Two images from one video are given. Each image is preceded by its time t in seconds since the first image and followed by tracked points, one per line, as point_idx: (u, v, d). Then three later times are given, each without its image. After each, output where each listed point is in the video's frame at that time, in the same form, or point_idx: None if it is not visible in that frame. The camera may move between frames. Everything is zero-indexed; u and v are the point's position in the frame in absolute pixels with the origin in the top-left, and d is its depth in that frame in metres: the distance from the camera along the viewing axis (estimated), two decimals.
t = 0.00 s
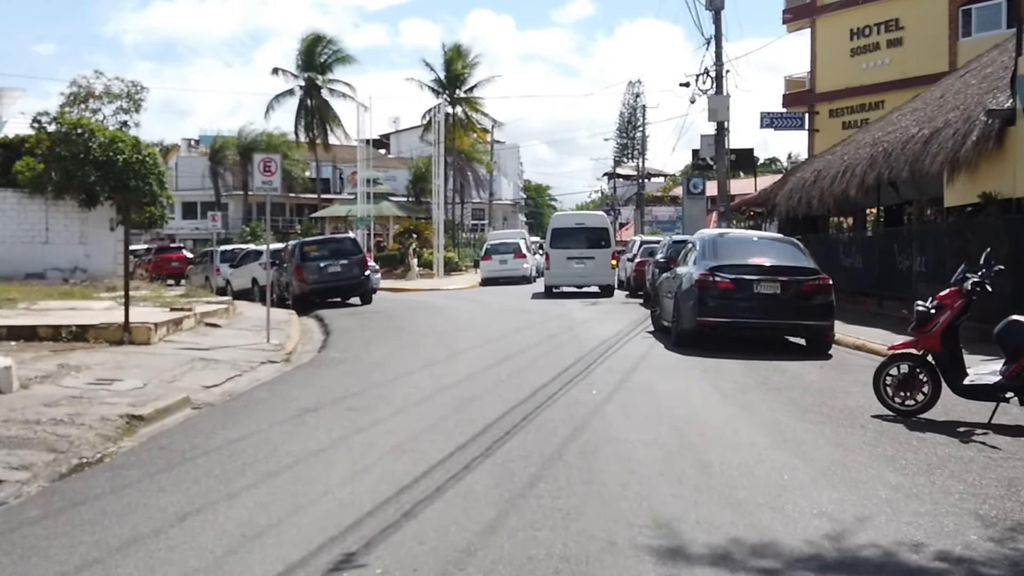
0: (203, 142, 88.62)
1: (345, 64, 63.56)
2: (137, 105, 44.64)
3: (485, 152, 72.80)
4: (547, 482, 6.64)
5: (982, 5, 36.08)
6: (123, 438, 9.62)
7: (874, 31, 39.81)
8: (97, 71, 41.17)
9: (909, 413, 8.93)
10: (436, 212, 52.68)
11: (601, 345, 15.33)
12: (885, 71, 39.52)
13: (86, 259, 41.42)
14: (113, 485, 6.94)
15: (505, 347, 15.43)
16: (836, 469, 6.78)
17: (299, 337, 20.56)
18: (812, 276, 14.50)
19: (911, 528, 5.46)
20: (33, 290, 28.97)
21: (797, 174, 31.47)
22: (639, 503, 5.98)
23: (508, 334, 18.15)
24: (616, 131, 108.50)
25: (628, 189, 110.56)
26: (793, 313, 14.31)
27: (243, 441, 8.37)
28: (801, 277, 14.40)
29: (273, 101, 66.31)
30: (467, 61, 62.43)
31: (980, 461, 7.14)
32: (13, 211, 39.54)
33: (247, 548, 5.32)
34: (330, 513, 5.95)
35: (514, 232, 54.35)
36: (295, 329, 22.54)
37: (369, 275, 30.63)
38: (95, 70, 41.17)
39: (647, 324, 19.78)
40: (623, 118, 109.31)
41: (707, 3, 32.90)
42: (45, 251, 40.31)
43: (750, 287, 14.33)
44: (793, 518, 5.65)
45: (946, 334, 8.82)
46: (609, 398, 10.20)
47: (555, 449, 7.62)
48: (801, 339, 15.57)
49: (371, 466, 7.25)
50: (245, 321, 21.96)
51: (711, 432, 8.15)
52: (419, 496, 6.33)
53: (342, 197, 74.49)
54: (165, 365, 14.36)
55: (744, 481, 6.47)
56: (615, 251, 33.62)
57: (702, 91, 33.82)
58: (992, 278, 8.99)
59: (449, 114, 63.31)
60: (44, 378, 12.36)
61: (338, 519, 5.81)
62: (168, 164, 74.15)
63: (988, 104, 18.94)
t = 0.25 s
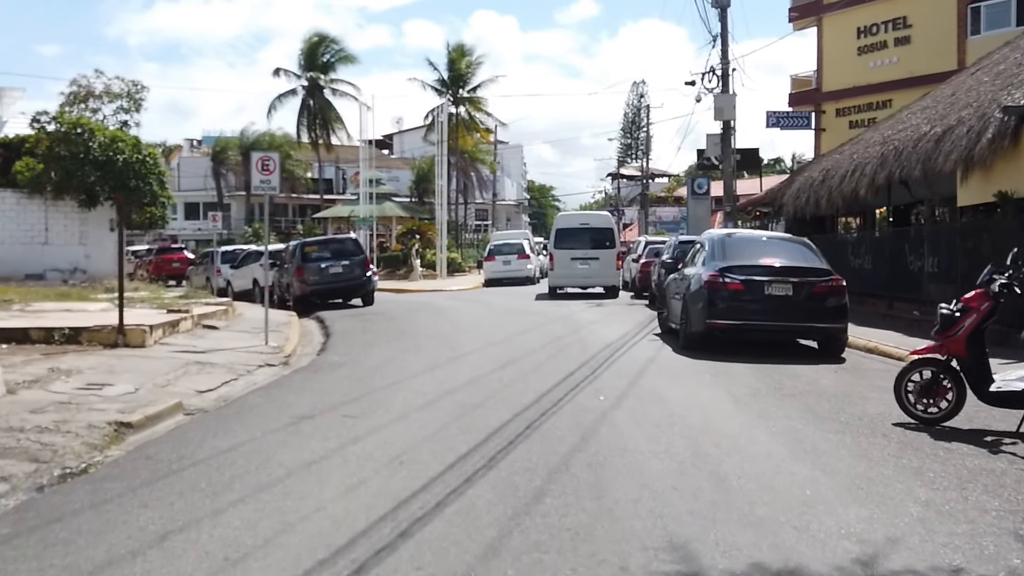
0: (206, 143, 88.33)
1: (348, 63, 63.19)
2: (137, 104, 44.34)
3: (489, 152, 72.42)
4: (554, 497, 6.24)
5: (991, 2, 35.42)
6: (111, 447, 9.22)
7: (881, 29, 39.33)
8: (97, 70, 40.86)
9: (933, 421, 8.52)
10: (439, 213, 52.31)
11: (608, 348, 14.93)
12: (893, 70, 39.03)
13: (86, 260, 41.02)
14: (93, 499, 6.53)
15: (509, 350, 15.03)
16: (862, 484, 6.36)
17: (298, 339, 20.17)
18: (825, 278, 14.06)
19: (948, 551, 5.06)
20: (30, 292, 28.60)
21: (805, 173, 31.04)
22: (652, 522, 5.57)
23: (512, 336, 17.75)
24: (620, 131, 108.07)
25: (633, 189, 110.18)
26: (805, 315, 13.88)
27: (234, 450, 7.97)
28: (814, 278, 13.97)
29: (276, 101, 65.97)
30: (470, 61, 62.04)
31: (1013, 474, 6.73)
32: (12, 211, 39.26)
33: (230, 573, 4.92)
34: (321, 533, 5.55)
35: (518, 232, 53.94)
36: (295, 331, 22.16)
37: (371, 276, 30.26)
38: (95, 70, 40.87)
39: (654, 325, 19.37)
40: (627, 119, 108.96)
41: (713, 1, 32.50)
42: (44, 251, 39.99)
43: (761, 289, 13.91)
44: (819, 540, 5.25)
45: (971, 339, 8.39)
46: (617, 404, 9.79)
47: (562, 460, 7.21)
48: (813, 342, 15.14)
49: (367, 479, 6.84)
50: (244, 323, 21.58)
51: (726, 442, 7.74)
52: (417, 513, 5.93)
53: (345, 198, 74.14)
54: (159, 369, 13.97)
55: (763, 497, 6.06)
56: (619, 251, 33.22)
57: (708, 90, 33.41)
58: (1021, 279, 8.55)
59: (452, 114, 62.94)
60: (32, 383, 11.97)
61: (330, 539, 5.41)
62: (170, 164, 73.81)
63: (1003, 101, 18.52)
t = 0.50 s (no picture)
0: (209, 143, 88.03)
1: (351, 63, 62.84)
2: (138, 104, 44.03)
3: (493, 153, 72.06)
4: (563, 517, 5.85)
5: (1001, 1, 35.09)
6: (99, 457, 8.84)
7: (889, 28, 38.92)
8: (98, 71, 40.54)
9: (958, 432, 8.12)
10: (443, 213, 51.93)
11: (614, 353, 14.55)
12: (900, 69, 38.63)
13: (87, 262, 40.68)
14: (73, 518, 6.15)
15: (514, 354, 14.66)
16: (891, 504, 5.97)
17: (299, 342, 19.80)
18: (839, 280, 13.66)
19: None
20: (28, 293, 28.25)
21: (812, 174, 30.65)
22: (669, 547, 5.18)
23: (517, 339, 17.37)
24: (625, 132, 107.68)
25: (637, 190, 109.85)
26: (818, 319, 13.48)
27: (225, 463, 7.59)
28: (827, 281, 13.57)
29: (279, 101, 65.65)
30: (474, 61, 61.69)
31: None
32: (12, 212, 38.92)
33: None
34: (314, 557, 5.18)
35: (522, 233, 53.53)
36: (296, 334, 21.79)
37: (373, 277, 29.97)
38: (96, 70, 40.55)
39: (661, 328, 18.97)
40: (632, 119, 108.65)
41: None
42: (44, 253, 39.66)
43: (773, 292, 13.51)
44: (851, 568, 4.86)
45: (1000, 346, 7.96)
46: (626, 413, 9.40)
47: (571, 474, 6.83)
48: (825, 346, 14.75)
49: (365, 496, 6.46)
50: (244, 326, 21.21)
51: (742, 455, 7.35)
52: (417, 535, 5.55)
53: (348, 198, 73.82)
54: (154, 374, 13.60)
55: (787, 518, 5.68)
56: (625, 252, 32.82)
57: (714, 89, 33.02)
58: None
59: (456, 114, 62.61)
60: (22, 389, 11.60)
61: (323, 566, 5.04)
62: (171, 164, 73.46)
63: (1018, 99, 18.14)
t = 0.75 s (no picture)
0: (211, 144, 87.72)
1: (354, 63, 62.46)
2: (138, 103, 43.74)
3: (496, 153, 71.69)
4: (572, 534, 5.47)
5: None
6: (86, 465, 8.45)
7: (896, 26, 38.49)
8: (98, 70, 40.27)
9: (985, 442, 7.73)
10: (445, 214, 51.54)
11: (621, 356, 14.16)
12: (908, 68, 38.21)
13: (86, 263, 40.33)
14: (49, 535, 5.77)
15: (518, 358, 14.27)
16: (922, 521, 5.58)
17: (298, 344, 19.42)
18: (852, 281, 13.27)
19: None
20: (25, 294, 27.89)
21: (820, 173, 30.25)
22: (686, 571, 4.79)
23: (521, 342, 16.98)
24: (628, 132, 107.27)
25: (641, 191, 109.53)
26: (831, 321, 13.08)
27: (214, 475, 7.19)
28: (840, 282, 13.18)
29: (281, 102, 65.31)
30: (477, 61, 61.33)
31: None
32: (11, 212, 38.61)
33: None
34: None
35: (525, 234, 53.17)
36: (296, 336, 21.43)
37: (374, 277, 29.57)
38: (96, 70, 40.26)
39: (667, 331, 18.56)
40: (635, 120, 108.33)
41: None
42: (43, 253, 39.29)
43: (785, 293, 13.12)
44: None
45: None
46: (635, 419, 9.02)
47: (579, 487, 6.44)
48: (837, 349, 14.35)
49: (360, 511, 6.08)
50: (243, 328, 20.85)
51: (760, 466, 6.96)
52: (414, 555, 5.17)
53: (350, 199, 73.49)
54: (147, 378, 13.23)
55: (812, 537, 5.28)
56: (629, 253, 32.42)
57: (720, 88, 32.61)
58: None
59: (459, 115, 62.27)
60: (9, 394, 11.23)
61: None
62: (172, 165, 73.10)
63: None
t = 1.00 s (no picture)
0: (214, 143, 87.34)
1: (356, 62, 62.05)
2: (139, 102, 43.36)
3: (499, 153, 71.25)
4: (582, 552, 5.03)
5: None
6: (67, 473, 8.01)
7: (904, 23, 37.98)
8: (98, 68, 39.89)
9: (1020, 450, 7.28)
10: (449, 213, 51.12)
11: (629, 358, 13.71)
12: (916, 65, 37.72)
13: (86, 263, 39.93)
14: (16, 554, 5.33)
15: (522, 360, 13.82)
16: (963, 540, 5.14)
17: (297, 346, 18.99)
18: (869, 280, 12.80)
19: None
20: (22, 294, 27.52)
21: (829, 171, 29.79)
22: None
23: (526, 343, 16.54)
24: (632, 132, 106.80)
25: (645, 191, 109.10)
26: (847, 322, 12.62)
27: (199, 486, 6.74)
28: (856, 281, 12.72)
29: (284, 101, 64.95)
30: (481, 60, 60.91)
31: None
32: (10, 211, 38.30)
33: None
34: None
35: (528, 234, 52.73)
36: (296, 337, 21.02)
37: (376, 277, 29.12)
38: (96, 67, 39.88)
39: (676, 332, 18.10)
40: (640, 120, 107.91)
41: None
42: (42, 253, 38.90)
43: (799, 293, 12.67)
44: None
45: None
46: (647, 425, 8.57)
47: (589, 499, 6.00)
48: (852, 351, 13.89)
49: (354, 526, 5.63)
50: (241, 328, 20.42)
51: (783, 477, 6.50)
52: None
53: (353, 199, 73.11)
54: (139, 381, 12.79)
55: (847, 559, 4.84)
56: (635, 252, 31.97)
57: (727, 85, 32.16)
58: None
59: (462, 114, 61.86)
60: None
61: None
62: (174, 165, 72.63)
63: None
